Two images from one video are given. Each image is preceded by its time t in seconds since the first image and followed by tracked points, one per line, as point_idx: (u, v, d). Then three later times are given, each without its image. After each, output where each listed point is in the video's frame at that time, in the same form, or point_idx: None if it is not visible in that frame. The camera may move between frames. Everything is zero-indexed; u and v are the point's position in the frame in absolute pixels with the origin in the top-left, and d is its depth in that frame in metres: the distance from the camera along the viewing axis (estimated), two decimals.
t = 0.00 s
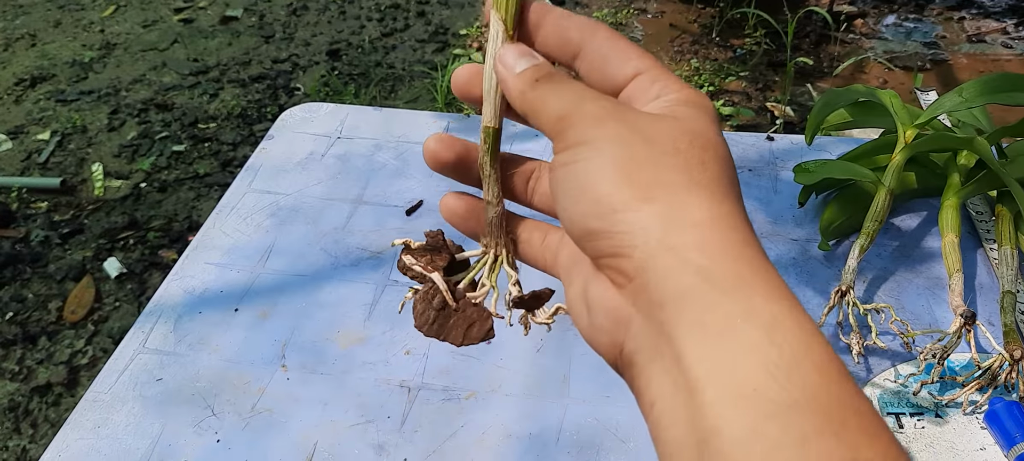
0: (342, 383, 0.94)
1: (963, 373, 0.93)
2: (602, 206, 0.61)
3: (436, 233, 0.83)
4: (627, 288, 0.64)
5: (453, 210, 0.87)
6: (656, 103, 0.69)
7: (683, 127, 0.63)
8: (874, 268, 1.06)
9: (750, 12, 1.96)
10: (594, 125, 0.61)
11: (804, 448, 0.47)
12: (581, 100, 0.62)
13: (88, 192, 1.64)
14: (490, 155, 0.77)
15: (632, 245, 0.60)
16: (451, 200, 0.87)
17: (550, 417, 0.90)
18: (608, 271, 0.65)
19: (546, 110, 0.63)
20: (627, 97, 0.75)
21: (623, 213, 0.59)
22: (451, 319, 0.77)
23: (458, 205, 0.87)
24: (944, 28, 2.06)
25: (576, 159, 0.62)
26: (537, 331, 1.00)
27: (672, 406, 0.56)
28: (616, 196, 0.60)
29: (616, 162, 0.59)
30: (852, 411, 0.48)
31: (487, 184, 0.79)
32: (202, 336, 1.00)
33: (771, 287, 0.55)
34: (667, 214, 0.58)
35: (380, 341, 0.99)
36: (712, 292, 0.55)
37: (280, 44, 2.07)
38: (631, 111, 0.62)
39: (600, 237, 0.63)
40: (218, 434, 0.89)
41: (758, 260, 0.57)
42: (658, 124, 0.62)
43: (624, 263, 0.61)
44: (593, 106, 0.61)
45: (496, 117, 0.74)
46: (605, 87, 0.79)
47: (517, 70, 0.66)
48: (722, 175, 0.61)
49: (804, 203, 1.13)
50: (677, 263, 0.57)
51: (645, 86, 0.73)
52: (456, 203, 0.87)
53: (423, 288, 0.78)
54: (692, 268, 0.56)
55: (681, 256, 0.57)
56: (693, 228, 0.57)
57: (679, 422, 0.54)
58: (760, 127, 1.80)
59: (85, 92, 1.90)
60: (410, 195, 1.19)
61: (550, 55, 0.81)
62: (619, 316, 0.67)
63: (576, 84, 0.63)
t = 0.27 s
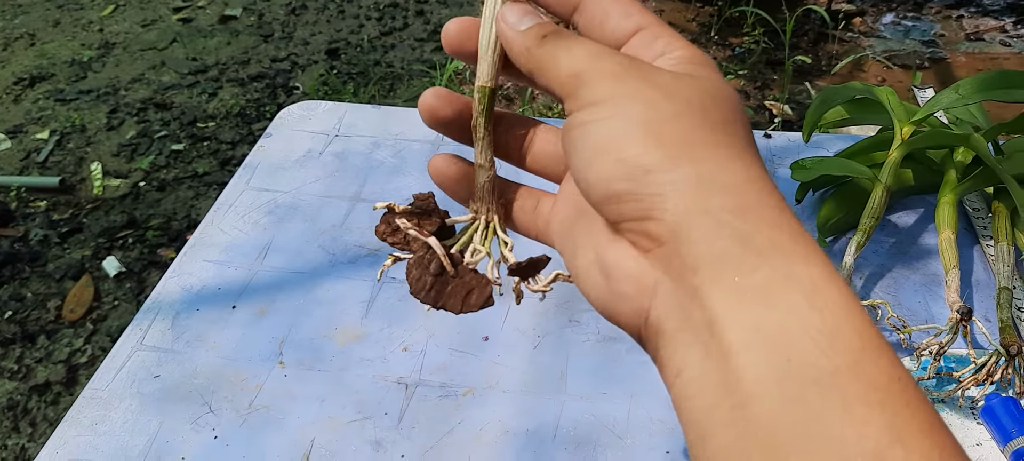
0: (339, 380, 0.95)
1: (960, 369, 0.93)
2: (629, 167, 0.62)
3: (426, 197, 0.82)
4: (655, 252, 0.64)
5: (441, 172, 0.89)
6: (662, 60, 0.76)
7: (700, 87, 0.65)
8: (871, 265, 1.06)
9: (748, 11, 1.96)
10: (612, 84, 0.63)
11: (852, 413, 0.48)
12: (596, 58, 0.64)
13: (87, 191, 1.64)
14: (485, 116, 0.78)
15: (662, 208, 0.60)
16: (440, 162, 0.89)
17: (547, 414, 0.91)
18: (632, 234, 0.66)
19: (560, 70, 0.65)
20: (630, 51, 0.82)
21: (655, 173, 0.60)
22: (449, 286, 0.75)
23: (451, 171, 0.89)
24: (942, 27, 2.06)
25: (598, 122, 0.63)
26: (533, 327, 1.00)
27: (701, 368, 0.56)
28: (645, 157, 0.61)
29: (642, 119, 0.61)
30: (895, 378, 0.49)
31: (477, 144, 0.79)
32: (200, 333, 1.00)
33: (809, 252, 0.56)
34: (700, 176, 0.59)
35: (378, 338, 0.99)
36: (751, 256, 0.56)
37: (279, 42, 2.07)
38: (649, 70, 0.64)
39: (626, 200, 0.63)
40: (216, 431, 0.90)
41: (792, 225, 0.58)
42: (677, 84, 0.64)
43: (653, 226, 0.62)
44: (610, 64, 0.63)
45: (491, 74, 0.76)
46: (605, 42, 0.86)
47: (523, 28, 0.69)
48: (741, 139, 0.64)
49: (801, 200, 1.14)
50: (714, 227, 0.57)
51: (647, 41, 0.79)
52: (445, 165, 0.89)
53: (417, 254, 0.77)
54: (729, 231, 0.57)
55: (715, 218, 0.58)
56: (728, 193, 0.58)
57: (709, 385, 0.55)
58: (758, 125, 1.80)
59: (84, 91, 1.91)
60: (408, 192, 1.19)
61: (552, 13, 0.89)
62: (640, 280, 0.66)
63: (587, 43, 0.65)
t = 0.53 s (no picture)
0: (342, 385, 0.94)
1: (968, 373, 0.92)
2: (653, 181, 0.62)
3: (411, 201, 0.80)
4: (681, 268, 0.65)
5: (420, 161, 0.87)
6: (663, 59, 0.77)
7: (711, 92, 0.66)
8: (877, 267, 1.05)
9: (750, 9, 1.95)
10: (625, 89, 0.62)
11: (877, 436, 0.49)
12: (601, 63, 0.63)
13: (88, 192, 1.64)
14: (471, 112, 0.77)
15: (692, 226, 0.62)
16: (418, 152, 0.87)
17: (552, 418, 0.90)
18: (653, 250, 0.67)
19: (559, 75, 0.64)
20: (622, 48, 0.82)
21: (680, 188, 0.61)
22: (443, 295, 0.74)
23: (432, 160, 0.87)
24: (945, 24, 2.05)
25: (623, 131, 0.63)
26: (536, 330, 0.99)
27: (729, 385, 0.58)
28: (669, 170, 0.61)
29: (666, 132, 0.62)
30: (923, 405, 0.51)
31: (465, 145, 0.78)
32: (201, 337, 0.99)
33: (843, 274, 0.58)
34: (729, 190, 0.61)
35: (381, 342, 0.98)
36: (783, 274, 0.58)
37: (279, 42, 2.06)
38: (662, 75, 0.64)
39: (651, 213, 0.64)
40: (217, 437, 0.89)
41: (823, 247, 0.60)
42: (688, 88, 0.65)
43: (678, 242, 0.63)
44: (618, 67, 0.63)
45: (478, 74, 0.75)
46: (593, 37, 0.85)
47: (497, 39, 0.66)
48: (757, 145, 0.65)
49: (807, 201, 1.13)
50: (746, 245, 0.60)
51: (642, 38, 0.80)
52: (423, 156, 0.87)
53: (408, 261, 0.75)
54: (761, 248, 0.59)
55: (748, 235, 0.60)
56: (760, 209, 0.60)
57: (736, 404, 0.57)
58: (761, 124, 1.79)
59: (84, 91, 1.90)
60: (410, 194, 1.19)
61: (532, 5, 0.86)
62: (659, 298, 0.67)
63: (583, 47, 0.64)
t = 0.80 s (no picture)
0: (346, 385, 0.93)
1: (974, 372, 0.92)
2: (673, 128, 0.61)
3: (395, 151, 0.70)
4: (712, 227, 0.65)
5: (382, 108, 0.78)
6: None
7: (744, 30, 0.62)
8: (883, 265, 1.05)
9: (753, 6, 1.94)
10: (641, 35, 0.58)
11: (915, 410, 0.49)
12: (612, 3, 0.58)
13: (90, 190, 1.63)
14: (459, 54, 0.69)
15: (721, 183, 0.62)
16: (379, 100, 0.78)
17: (557, 418, 0.90)
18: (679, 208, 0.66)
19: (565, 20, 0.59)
20: None
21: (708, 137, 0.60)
22: (438, 259, 0.68)
23: (392, 109, 0.78)
24: (948, 22, 2.04)
25: (642, 79, 0.60)
26: (541, 329, 0.99)
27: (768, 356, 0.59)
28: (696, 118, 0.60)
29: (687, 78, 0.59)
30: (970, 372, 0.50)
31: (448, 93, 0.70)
32: (204, 336, 0.99)
33: (889, 232, 0.57)
34: (762, 140, 0.59)
35: (385, 341, 0.98)
36: (822, 236, 0.57)
37: (281, 40, 2.06)
38: (686, 13, 0.60)
39: (674, 168, 0.63)
40: (221, 437, 0.89)
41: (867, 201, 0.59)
42: (712, 26, 0.61)
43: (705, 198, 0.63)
44: (631, 9, 0.58)
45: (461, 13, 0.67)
46: None
47: None
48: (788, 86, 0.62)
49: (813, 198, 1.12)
50: (783, 206, 0.59)
51: None
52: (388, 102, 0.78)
53: (399, 220, 0.69)
54: (798, 208, 0.58)
55: (785, 189, 0.59)
56: (795, 163, 0.59)
57: (777, 378, 0.58)
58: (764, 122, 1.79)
59: (85, 89, 1.89)
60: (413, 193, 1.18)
61: None
62: (686, 259, 0.67)
63: None
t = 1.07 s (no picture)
0: (341, 392, 0.94)
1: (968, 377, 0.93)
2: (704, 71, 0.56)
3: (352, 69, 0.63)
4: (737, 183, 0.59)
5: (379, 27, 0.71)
6: None
7: None
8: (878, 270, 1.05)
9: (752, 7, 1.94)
10: None
11: (989, 416, 0.44)
12: None
13: (89, 191, 1.63)
14: None
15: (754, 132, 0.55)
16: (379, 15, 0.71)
17: (551, 424, 0.90)
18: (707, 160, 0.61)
19: None
20: None
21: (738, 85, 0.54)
22: (341, 193, 0.62)
23: (393, 28, 0.71)
24: (947, 22, 2.04)
25: (666, 14, 0.56)
26: (536, 336, 0.99)
27: (799, 337, 0.52)
28: (725, 61, 0.54)
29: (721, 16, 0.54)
30: None
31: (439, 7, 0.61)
32: (200, 343, 0.99)
33: (949, 203, 0.50)
34: (802, 86, 0.53)
35: (381, 348, 0.98)
36: (874, 201, 0.50)
37: (281, 40, 2.06)
38: None
39: (705, 119, 0.58)
40: (217, 444, 0.89)
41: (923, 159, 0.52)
42: None
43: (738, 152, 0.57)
44: None
45: None
46: None
47: None
48: (845, 22, 0.55)
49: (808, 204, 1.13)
50: (829, 162, 0.52)
51: None
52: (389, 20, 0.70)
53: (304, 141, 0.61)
54: (847, 166, 0.51)
55: (829, 147, 0.52)
56: (838, 117, 0.52)
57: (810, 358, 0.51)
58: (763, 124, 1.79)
59: (85, 90, 1.89)
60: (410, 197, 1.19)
61: None
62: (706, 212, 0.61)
63: None
